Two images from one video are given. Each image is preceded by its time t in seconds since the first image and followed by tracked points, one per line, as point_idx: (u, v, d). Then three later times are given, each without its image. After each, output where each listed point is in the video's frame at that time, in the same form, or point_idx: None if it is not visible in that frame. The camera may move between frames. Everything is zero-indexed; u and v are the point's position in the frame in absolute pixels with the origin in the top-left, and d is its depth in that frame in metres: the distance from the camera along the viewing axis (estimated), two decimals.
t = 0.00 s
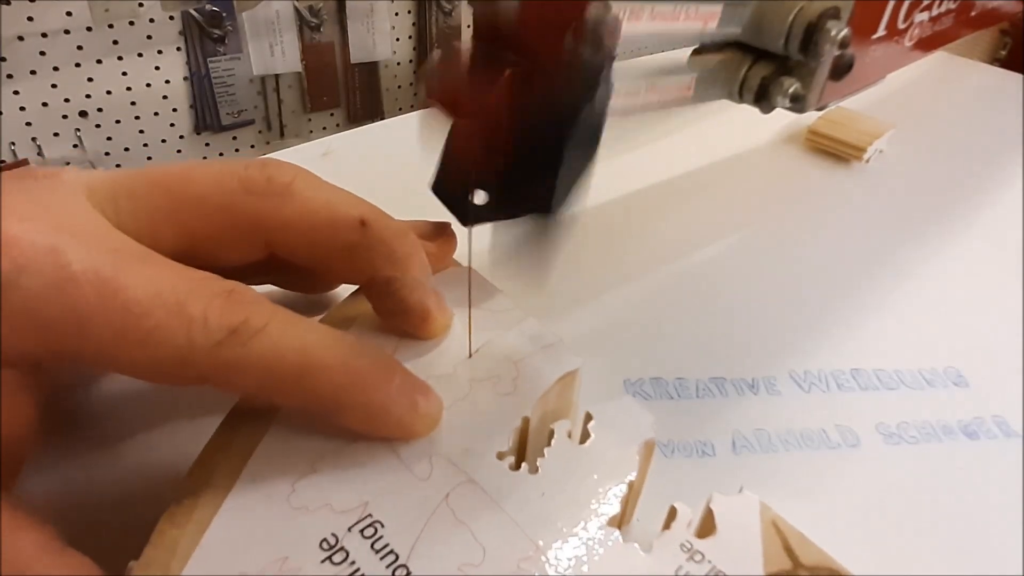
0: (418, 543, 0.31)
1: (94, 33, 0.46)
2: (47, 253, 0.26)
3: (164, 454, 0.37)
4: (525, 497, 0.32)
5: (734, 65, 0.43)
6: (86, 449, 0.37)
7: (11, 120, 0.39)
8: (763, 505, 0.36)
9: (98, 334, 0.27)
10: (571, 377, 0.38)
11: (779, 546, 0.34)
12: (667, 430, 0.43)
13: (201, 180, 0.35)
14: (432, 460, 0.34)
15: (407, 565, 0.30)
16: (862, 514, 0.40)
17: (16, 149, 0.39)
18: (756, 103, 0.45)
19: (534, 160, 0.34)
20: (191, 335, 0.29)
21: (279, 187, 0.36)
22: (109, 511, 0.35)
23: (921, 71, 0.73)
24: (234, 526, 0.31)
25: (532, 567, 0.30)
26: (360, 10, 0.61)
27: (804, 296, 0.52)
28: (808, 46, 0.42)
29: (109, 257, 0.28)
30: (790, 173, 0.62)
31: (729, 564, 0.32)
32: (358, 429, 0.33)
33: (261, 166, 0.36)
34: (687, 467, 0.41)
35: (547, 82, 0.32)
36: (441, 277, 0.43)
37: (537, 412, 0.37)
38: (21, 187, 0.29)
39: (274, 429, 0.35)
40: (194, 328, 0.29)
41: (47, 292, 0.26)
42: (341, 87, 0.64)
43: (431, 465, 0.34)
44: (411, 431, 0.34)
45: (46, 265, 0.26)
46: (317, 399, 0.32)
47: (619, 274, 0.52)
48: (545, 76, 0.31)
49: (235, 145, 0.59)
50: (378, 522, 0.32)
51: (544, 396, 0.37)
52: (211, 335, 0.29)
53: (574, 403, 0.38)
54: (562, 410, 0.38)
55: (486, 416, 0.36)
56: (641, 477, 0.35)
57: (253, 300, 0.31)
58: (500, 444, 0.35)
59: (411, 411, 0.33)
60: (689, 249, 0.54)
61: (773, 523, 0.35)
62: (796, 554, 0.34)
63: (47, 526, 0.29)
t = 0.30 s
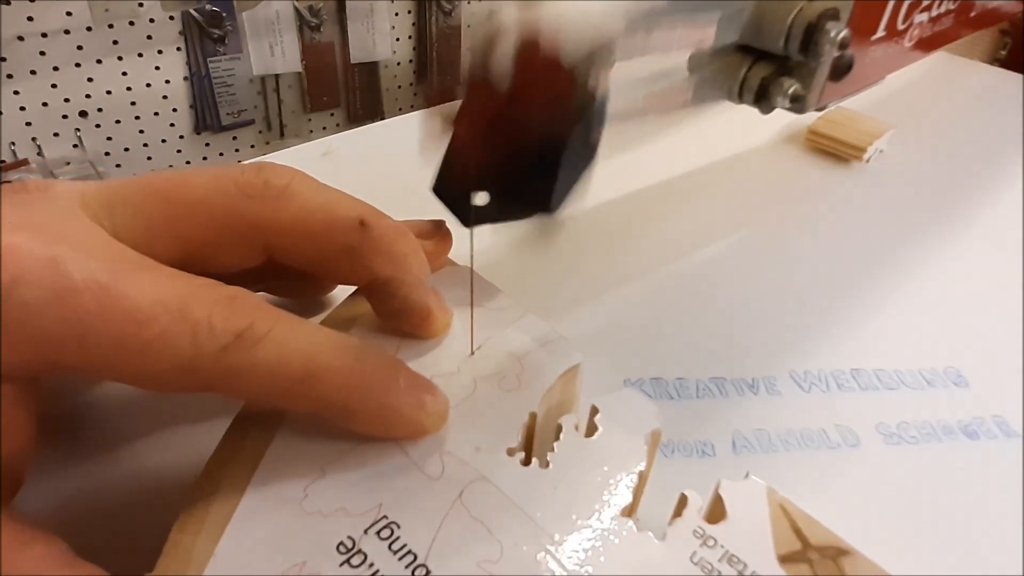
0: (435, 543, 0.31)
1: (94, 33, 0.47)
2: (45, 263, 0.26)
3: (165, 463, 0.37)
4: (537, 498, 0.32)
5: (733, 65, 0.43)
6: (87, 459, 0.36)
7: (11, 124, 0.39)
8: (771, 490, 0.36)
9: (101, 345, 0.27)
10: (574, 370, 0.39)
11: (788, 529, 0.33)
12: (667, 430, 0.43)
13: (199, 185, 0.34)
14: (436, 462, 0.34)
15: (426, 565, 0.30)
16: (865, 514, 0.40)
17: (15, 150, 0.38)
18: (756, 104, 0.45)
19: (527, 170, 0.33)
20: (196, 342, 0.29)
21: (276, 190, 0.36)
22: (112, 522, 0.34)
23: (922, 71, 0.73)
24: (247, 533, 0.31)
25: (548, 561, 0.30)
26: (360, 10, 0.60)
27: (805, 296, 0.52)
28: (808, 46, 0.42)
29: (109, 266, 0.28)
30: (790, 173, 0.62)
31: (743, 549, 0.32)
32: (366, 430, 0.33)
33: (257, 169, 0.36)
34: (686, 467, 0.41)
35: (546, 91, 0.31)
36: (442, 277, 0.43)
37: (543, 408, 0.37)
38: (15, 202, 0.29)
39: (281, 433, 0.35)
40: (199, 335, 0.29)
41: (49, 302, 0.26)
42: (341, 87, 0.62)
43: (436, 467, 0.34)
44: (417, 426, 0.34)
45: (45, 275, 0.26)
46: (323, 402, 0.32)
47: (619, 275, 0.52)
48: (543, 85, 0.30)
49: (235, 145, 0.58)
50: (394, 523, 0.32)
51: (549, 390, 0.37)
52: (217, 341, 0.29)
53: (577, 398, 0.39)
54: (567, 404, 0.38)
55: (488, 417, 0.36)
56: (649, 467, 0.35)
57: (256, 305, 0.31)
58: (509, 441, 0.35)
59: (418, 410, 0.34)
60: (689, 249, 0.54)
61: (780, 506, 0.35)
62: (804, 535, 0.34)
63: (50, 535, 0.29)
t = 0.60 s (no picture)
0: (447, 543, 0.31)
1: (94, 33, 0.46)
2: (47, 272, 0.26)
3: (163, 467, 0.37)
4: (544, 499, 0.32)
5: (734, 65, 0.43)
6: (88, 466, 0.37)
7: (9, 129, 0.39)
8: (775, 478, 0.35)
9: (107, 351, 0.27)
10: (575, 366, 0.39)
11: (793, 516, 0.33)
12: (667, 430, 0.43)
13: (200, 189, 0.34)
14: (442, 463, 0.34)
15: (440, 565, 0.30)
16: (867, 514, 0.40)
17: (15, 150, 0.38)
18: (756, 104, 0.45)
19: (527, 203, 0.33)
20: (202, 347, 0.29)
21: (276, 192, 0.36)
22: (114, 527, 0.35)
23: (921, 71, 0.73)
24: (257, 538, 0.31)
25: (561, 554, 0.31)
26: (361, 10, 0.61)
27: (806, 296, 0.52)
28: (808, 46, 0.42)
29: (111, 273, 0.28)
30: (790, 173, 0.62)
31: (751, 536, 0.32)
32: (373, 432, 0.33)
33: (256, 171, 0.36)
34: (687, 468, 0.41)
35: (548, 104, 0.31)
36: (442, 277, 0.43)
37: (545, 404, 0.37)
38: (17, 210, 0.29)
39: (286, 434, 0.35)
40: (205, 339, 0.29)
41: (52, 309, 0.26)
42: (341, 87, 0.63)
43: (441, 469, 0.33)
44: (422, 427, 0.34)
45: (48, 283, 0.26)
46: (331, 405, 0.32)
47: (620, 275, 0.52)
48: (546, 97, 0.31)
49: (235, 145, 0.58)
50: (405, 524, 0.32)
51: (553, 386, 0.37)
52: (223, 345, 0.29)
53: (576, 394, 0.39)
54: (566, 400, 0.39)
55: (491, 416, 0.36)
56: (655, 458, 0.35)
57: (260, 308, 0.31)
58: (514, 438, 0.35)
59: (425, 410, 0.34)
60: (689, 249, 0.54)
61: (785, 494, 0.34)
62: (808, 521, 0.33)
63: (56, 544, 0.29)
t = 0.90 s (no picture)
0: (454, 541, 0.31)
1: (94, 34, 0.46)
2: (52, 272, 0.26)
3: (163, 468, 0.37)
4: (549, 496, 0.32)
5: (734, 65, 0.43)
6: (89, 467, 0.37)
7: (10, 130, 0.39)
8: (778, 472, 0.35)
9: (114, 351, 0.27)
10: (577, 363, 0.39)
11: (795, 509, 0.33)
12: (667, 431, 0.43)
13: (202, 189, 0.34)
14: (447, 462, 0.34)
15: (448, 562, 0.30)
16: (869, 513, 0.40)
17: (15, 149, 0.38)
18: (756, 103, 0.45)
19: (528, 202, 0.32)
20: (209, 344, 0.29)
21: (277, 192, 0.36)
22: (115, 527, 0.34)
23: (921, 71, 0.73)
24: (263, 538, 0.31)
25: (568, 548, 0.31)
26: (360, 11, 0.61)
27: (806, 297, 0.52)
28: (808, 46, 0.42)
29: (117, 273, 0.28)
30: (791, 173, 0.62)
31: (755, 531, 0.32)
32: (379, 429, 0.34)
33: (256, 172, 0.36)
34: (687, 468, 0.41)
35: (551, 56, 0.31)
36: (444, 276, 0.43)
37: (549, 401, 0.37)
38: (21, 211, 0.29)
39: (291, 433, 0.35)
40: (212, 337, 0.29)
41: (58, 310, 0.26)
42: (341, 87, 0.63)
43: (446, 467, 0.33)
44: (425, 424, 0.34)
45: (53, 284, 0.26)
46: (337, 403, 0.32)
47: (620, 275, 0.52)
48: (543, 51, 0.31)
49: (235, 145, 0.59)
50: (412, 523, 0.32)
51: (557, 383, 0.37)
52: (227, 345, 0.29)
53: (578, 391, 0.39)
54: (570, 397, 0.39)
55: (494, 414, 0.36)
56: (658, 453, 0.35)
57: (266, 306, 0.31)
58: (519, 435, 0.35)
59: (431, 407, 0.34)
60: (689, 249, 0.54)
61: (787, 487, 0.34)
62: (811, 514, 0.33)
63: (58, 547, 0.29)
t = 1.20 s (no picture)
0: (449, 538, 0.31)
1: (94, 34, 0.46)
2: (58, 263, 0.27)
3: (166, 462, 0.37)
4: (546, 495, 0.32)
5: (734, 66, 0.43)
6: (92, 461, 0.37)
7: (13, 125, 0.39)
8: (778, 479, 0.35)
9: (117, 341, 0.27)
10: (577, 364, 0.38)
11: (794, 516, 0.33)
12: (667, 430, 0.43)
13: (206, 185, 0.34)
14: (444, 459, 0.34)
15: (442, 559, 0.30)
16: (868, 513, 0.40)
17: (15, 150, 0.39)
18: (756, 104, 0.45)
19: (529, 203, 0.32)
20: (212, 335, 0.29)
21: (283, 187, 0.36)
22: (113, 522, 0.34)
23: (921, 71, 0.73)
24: (259, 532, 0.31)
25: (563, 550, 0.31)
26: (361, 11, 0.62)
27: (805, 297, 0.52)
28: (808, 46, 0.42)
29: (121, 264, 0.28)
30: (791, 173, 0.62)
31: (753, 536, 0.32)
32: (384, 424, 0.33)
33: (263, 167, 0.36)
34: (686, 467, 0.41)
35: (549, 104, 0.31)
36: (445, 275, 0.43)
37: (549, 401, 0.37)
38: (27, 207, 0.30)
39: (293, 427, 0.35)
40: (215, 328, 0.29)
41: (63, 300, 0.26)
42: (341, 87, 0.64)
43: (443, 464, 0.33)
44: (425, 422, 0.34)
45: (58, 275, 0.27)
46: (340, 398, 0.32)
47: (620, 275, 0.52)
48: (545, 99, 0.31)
49: (235, 145, 0.58)
50: (408, 519, 0.32)
51: (557, 383, 0.37)
52: (231, 336, 0.29)
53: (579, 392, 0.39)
54: (570, 398, 0.39)
55: (493, 413, 0.36)
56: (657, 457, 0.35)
57: (270, 299, 0.31)
58: (517, 435, 0.35)
59: (433, 404, 0.34)
60: (689, 249, 0.54)
61: (786, 493, 0.35)
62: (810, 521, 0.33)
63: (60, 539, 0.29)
